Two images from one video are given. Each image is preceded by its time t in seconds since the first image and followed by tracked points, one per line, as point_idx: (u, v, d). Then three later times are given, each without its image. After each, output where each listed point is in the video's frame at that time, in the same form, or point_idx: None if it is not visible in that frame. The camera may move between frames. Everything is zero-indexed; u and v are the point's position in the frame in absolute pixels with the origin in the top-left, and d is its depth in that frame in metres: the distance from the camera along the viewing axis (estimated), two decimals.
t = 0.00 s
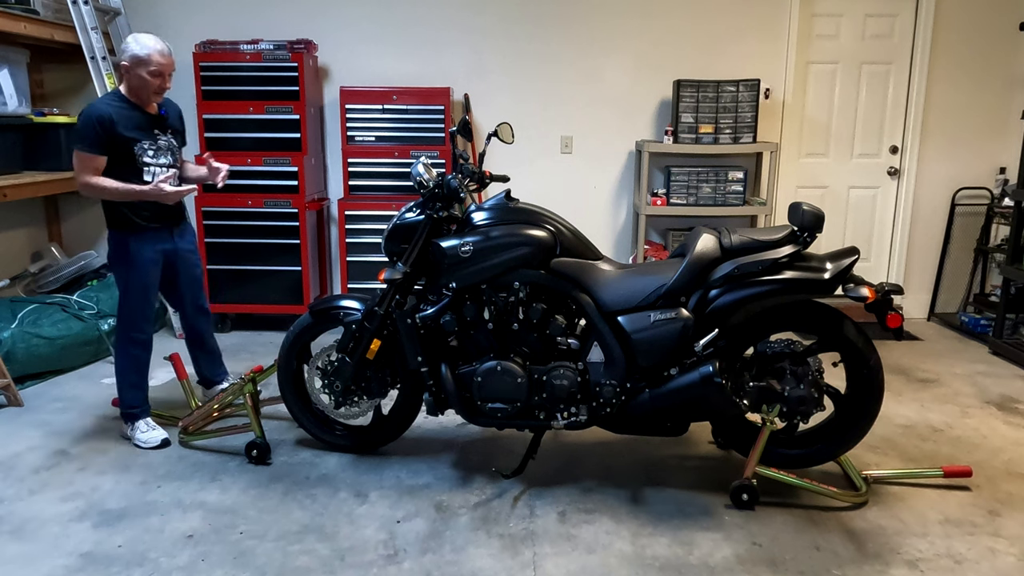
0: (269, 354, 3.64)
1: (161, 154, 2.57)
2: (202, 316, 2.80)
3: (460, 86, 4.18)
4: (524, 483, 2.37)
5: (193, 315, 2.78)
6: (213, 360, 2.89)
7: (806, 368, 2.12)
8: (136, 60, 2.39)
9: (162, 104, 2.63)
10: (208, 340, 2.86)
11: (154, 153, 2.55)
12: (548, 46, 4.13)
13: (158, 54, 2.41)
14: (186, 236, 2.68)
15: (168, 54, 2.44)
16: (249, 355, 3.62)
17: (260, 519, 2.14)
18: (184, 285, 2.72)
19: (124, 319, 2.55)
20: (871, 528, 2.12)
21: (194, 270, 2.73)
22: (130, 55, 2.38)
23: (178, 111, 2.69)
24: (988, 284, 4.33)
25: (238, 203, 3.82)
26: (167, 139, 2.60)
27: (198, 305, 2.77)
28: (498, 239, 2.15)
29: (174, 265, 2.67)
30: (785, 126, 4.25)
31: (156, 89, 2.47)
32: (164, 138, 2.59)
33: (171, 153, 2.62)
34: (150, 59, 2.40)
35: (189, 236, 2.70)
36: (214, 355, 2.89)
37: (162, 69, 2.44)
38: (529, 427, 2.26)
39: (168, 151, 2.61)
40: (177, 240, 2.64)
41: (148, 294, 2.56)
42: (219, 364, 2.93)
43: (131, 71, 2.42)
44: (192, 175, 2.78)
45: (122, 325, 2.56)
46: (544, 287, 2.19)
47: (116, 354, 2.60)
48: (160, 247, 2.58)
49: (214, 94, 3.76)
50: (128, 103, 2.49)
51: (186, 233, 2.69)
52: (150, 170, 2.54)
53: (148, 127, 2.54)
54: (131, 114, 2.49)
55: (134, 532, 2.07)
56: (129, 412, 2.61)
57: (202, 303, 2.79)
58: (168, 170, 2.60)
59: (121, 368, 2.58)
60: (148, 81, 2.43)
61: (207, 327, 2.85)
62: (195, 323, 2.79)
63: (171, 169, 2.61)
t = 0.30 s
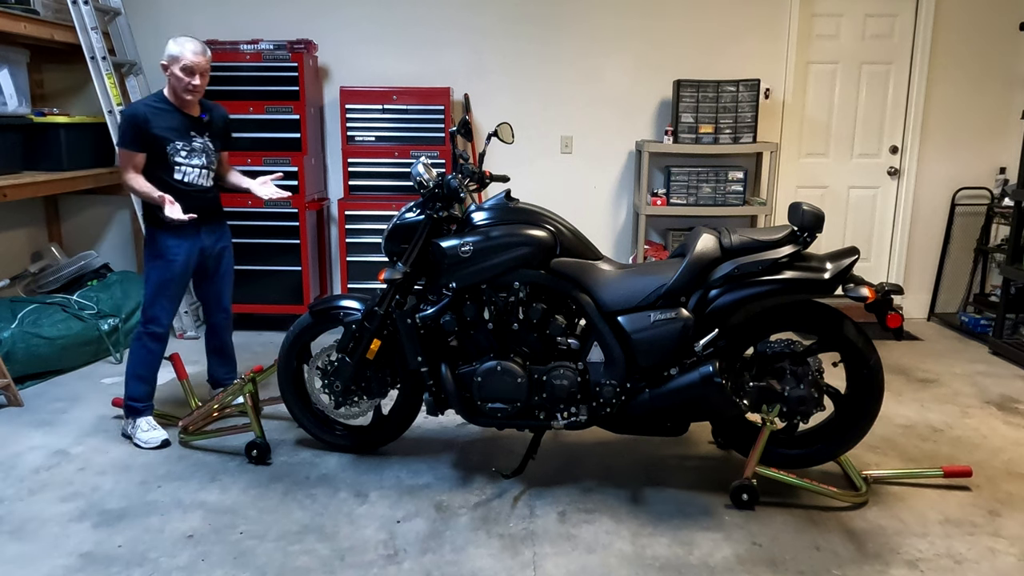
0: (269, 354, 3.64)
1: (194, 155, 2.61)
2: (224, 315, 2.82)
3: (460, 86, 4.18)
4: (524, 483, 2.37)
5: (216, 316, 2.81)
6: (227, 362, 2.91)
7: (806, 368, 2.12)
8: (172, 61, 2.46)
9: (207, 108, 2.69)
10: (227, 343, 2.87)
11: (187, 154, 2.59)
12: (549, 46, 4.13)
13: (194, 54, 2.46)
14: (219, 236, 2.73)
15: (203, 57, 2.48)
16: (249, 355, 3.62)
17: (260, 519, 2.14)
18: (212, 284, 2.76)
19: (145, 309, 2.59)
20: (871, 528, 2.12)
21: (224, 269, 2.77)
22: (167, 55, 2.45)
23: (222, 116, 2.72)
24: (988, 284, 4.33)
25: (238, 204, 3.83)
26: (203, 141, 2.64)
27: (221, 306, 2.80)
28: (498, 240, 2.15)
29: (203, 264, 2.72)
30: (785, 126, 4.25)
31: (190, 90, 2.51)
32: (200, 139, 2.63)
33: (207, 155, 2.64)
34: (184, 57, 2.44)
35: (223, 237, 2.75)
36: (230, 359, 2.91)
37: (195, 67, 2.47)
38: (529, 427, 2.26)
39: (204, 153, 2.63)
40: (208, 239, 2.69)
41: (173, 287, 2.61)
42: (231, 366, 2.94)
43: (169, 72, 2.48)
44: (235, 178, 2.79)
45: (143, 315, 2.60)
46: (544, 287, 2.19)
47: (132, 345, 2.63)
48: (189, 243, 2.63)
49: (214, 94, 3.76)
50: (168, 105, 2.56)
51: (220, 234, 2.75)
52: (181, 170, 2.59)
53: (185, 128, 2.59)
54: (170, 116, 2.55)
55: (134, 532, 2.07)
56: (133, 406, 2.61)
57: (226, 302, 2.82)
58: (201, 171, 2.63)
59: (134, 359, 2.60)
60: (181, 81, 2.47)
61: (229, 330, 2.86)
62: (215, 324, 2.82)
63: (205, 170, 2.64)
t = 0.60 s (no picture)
0: (269, 354, 3.64)
1: (212, 153, 2.71)
2: (231, 312, 2.89)
3: (460, 86, 4.18)
4: (524, 483, 2.37)
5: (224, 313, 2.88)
6: (230, 361, 2.95)
7: (806, 368, 2.12)
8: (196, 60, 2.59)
9: (232, 108, 2.80)
10: (232, 342, 2.93)
11: (205, 152, 2.71)
12: (549, 46, 4.13)
13: (217, 50, 2.58)
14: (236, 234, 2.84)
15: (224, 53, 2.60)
16: (249, 355, 3.62)
17: (260, 519, 2.14)
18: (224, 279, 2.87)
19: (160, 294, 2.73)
20: (871, 528, 2.12)
21: (238, 267, 2.88)
22: (192, 54, 2.58)
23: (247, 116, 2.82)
24: (988, 284, 4.33)
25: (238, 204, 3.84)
26: (222, 139, 2.74)
27: (230, 304, 2.89)
28: (498, 239, 2.15)
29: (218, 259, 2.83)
30: (785, 126, 4.25)
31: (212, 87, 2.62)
32: (220, 137, 2.73)
33: (226, 153, 2.74)
34: (207, 53, 2.56)
35: (239, 235, 2.86)
36: (233, 358, 2.95)
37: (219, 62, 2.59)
38: (529, 427, 2.26)
39: (223, 151, 2.74)
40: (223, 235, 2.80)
41: (188, 276, 2.73)
42: (234, 365, 2.97)
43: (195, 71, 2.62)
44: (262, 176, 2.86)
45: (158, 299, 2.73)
46: (543, 287, 2.19)
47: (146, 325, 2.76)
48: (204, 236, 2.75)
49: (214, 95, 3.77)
50: (191, 105, 2.70)
51: (238, 232, 2.86)
52: (199, 166, 2.70)
53: (206, 126, 2.71)
54: (193, 115, 2.69)
55: (134, 533, 2.07)
56: (131, 374, 2.77)
57: (236, 300, 2.90)
58: (219, 169, 2.73)
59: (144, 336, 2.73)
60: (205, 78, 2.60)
61: (236, 329, 2.93)
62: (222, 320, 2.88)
63: (223, 168, 2.74)
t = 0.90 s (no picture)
0: (269, 354, 3.64)
1: (220, 152, 2.73)
2: (235, 312, 2.89)
3: (460, 86, 4.18)
4: (524, 483, 2.37)
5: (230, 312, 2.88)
6: (235, 360, 2.95)
7: (806, 368, 2.12)
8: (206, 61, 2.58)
9: (243, 108, 2.81)
10: (238, 342, 2.93)
11: (212, 150, 2.72)
12: (549, 47, 4.13)
13: (225, 51, 2.57)
14: (242, 234, 2.84)
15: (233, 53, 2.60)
16: (248, 355, 3.62)
17: (260, 519, 2.14)
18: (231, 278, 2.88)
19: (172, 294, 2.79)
20: (871, 528, 2.12)
21: (245, 267, 2.88)
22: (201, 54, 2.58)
23: (255, 116, 2.83)
24: (988, 284, 4.33)
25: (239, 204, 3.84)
26: (230, 138, 2.75)
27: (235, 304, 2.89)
28: (498, 239, 2.15)
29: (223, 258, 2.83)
30: (785, 126, 4.25)
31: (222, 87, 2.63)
32: (228, 136, 2.74)
33: (234, 152, 2.75)
34: (216, 54, 2.56)
35: (245, 235, 2.85)
36: (237, 357, 2.95)
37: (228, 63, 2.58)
38: (529, 427, 2.26)
39: (231, 150, 2.75)
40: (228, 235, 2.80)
41: (194, 279, 2.76)
42: (236, 365, 2.96)
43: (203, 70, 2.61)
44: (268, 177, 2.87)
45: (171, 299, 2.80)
46: (543, 287, 2.19)
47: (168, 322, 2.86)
48: (208, 236, 2.76)
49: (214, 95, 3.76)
50: (200, 103, 2.72)
51: (245, 232, 2.85)
52: (205, 164, 2.71)
53: (215, 125, 2.73)
54: (202, 114, 2.71)
55: (134, 533, 2.07)
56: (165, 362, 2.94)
57: (241, 301, 2.90)
58: (225, 168, 2.74)
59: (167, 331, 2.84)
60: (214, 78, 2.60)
61: (241, 329, 2.92)
62: (227, 319, 2.88)
63: (230, 167, 2.74)
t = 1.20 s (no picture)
0: (269, 354, 3.64)
1: (220, 153, 2.72)
2: (233, 312, 2.89)
3: (460, 86, 4.18)
4: (524, 483, 2.37)
5: (229, 311, 2.88)
6: (235, 360, 2.95)
7: (806, 368, 2.12)
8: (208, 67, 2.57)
9: (243, 108, 2.80)
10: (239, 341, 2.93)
11: (212, 151, 2.71)
12: (549, 47, 4.13)
13: (228, 60, 2.55)
14: (241, 234, 2.84)
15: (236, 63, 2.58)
16: (248, 355, 3.62)
17: (260, 519, 2.14)
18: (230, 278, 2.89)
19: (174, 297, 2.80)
20: (871, 528, 2.12)
21: (244, 267, 2.88)
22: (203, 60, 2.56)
23: (256, 117, 2.82)
24: (988, 284, 4.33)
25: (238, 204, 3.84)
26: (230, 140, 2.75)
27: (235, 303, 2.89)
28: (498, 239, 2.15)
29: (222, 258, 2.84)
30: (785, 126, 4.25)
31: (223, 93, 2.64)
32: (228, 137, 2.74)
33: (234, 154, 2.75)
34: (219, 64, 2.55)
35: (243, 235, 2.85)
36: (237, 357, 2.95)
37: (229, 74, 2.57)
38: (529, 427, 2.26)
39: (231, 151, 2.74)
40: (227, 235, 2.81)
41: (192, 279, 2.77)
42: (236, 365, 2.96)
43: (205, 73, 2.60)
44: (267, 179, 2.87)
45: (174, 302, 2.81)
46: (543, 287, 2.19)
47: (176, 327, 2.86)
48: (206, 236, 2.77)
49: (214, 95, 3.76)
50: (202, 104, 2.71)
51: (244, 232, 2.85)
52: (205, 165, 2.71)
53: (215, 126, 2.72)
54: (202, 115, 2.71)
55: (134, 533, 2.07)
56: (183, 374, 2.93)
57: (239, 300, 2.90)
58: (225, 169, 2.73)
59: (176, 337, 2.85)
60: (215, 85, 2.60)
61: (241, 328, 2.93)
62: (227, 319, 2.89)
63: (229, 168, 2.74)
